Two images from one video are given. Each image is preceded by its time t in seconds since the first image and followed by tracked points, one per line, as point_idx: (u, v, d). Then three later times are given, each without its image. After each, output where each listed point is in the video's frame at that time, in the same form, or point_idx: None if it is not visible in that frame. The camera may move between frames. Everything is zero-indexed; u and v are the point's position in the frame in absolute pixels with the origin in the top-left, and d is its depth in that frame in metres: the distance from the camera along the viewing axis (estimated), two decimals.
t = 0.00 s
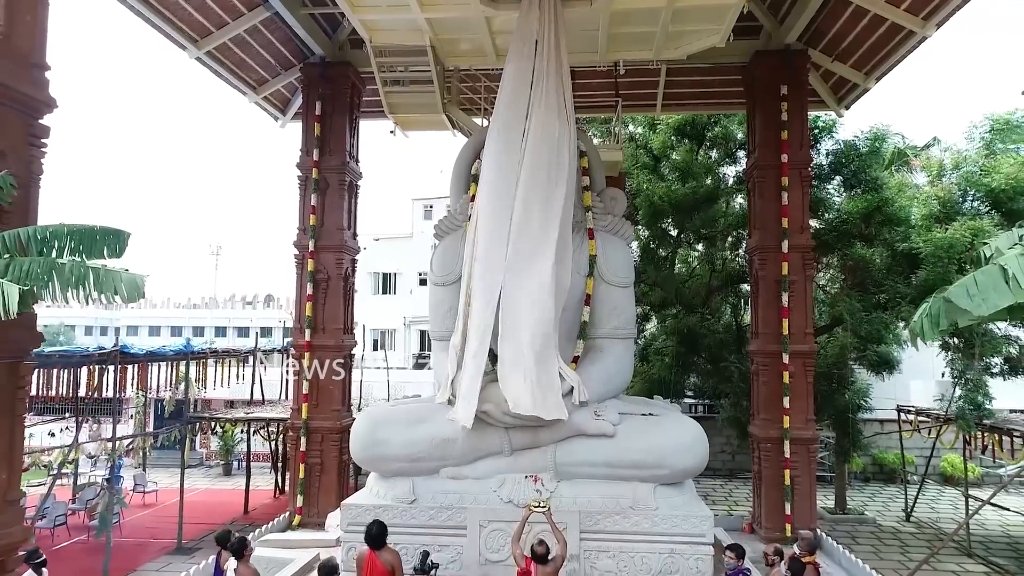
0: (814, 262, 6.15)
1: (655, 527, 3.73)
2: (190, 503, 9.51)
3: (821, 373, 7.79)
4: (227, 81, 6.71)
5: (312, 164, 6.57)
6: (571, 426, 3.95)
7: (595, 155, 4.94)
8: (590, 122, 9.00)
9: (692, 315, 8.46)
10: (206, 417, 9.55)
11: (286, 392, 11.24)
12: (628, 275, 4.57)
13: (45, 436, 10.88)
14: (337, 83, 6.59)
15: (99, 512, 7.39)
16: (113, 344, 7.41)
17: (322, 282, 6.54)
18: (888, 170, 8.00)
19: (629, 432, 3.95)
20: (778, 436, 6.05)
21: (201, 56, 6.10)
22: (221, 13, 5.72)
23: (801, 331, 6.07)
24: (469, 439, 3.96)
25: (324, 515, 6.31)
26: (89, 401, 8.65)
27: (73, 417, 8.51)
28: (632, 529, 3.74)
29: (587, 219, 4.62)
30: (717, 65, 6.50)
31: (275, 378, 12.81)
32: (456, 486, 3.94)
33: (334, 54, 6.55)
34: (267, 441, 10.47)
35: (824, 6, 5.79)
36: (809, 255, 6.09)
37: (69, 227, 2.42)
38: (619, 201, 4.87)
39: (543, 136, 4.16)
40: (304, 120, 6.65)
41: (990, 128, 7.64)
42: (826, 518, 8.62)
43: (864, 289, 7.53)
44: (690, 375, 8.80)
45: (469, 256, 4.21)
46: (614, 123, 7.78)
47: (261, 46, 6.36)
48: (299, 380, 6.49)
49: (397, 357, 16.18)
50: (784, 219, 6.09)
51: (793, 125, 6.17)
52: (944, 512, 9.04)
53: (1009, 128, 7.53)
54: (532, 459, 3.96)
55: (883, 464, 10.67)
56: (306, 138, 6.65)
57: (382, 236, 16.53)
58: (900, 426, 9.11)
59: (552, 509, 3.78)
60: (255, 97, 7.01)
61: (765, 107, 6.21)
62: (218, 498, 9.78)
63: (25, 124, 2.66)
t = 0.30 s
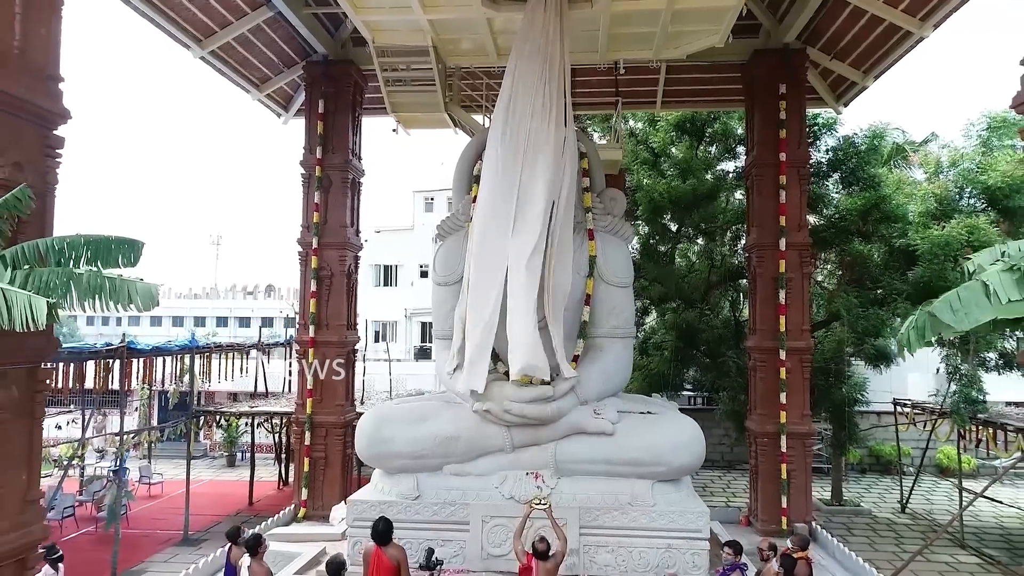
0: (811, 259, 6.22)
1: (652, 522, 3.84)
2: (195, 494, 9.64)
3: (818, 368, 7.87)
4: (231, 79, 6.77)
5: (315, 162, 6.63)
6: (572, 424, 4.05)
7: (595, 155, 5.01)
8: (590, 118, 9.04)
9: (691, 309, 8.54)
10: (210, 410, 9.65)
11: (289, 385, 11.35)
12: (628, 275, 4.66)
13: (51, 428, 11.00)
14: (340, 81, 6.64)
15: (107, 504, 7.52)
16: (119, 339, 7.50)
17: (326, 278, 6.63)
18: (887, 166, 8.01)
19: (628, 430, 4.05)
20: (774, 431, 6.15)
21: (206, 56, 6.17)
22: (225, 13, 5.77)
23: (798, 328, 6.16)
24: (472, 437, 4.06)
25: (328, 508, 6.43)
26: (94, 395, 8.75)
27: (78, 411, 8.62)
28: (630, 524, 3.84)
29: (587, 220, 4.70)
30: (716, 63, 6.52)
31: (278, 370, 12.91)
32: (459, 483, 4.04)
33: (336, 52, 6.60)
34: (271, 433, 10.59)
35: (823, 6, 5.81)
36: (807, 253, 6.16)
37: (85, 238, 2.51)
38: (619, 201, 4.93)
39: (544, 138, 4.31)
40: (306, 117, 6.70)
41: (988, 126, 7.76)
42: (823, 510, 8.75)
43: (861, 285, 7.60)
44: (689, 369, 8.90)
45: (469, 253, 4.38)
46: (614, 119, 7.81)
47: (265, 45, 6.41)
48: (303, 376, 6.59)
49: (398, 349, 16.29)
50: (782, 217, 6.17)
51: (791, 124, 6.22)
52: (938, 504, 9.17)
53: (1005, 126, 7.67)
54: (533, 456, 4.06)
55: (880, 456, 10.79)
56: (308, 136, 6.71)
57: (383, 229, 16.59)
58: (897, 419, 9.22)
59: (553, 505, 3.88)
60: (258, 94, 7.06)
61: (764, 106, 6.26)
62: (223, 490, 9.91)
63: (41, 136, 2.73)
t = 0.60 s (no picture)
0: (809, 257, 6.30)
1: (651, 519, 3.94)
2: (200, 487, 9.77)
3: (814, 363, 7.95)
4: (235, 79, 6.82)
5: (318, 161, 6.68)
6: (572, 423, 4.15)
7: (594, 157, 5.07)
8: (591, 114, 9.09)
9: (690, 305, 8.62)
10: (214, 404, 9.76)
11: (292, 379, 11.45)
12: (627, 275, 4.75)
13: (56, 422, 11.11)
14: (342, 80, 6.69)
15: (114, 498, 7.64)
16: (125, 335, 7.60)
17: (329, 276, 6.71)
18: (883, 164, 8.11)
19: (628, 429, 4.15)
20: (771, 426, 6.26)
21: (210, 56, 6.22)
22: (229, 13, 5.83)
23: (795, 325, 6.25)
24: (474, 436, 4.16)
25: (333, 502, 6.54)
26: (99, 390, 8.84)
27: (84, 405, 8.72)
28: (629, 521, 3.95)
29: (587, 222, 4.78)
30: (714, 63, 6.57)
31: (281, 364, 13.02)
32: (462, 480, 4.14)
33: (338, 51, 6.65)
34: (275, 426, 10.70)
35: (821, 6, 5.85)
36: (804, 252, 6.24)
37: (101, 248, 2.59)
38: (618, 202, 4.99)
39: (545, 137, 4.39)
40: (309, 116, 6.76)
41: (984, 124, 7.65)
42: (820, 503, 8.87)
43: (858, 282, 7.69)
44: (688, 364, 9.00)
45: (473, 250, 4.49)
46: (615, 117, 7.86)
47: (268, 44, 6.46)
48: (307, 372, 6.68)
49: (400, 342, 16.41)
50: (780, 216, 6.23)
51: (789, 124, 6.27)
52: (934, 497, 9.29)
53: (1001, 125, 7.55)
54: (534, 454, 4.16)
55: (877, 448, 10.91)
56: (311, 135, 6.76)
57: (385, 222, 16.66)
58: (893, 413, 9.33)
59: (553, 502, 3.98)
60: (261, 93, 7.11)
61: (763, 105, 6.31)
62: (227, 483, 10.03)
63: (56, 147, 2.81)
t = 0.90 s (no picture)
0: (806, 256, 6.38)
1: (648, 516, 4.04)
2: (205, 481, 9.89)
3: (811, 360, 7.99)
4: (238, 79, 6.88)
5: (321, 161, 6.75)
6: (572, 422, 4.24)
7: (594, 160, 5.15)
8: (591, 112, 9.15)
9: (688, 302, 8.71)
10: (218, 400, 9.86)
11: (295, 374, 11.56)
12: (626, 277, 4.84)
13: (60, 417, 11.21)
14: (345, 81, 6.74)
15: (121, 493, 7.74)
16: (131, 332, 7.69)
17: (332, 275, 6.79)
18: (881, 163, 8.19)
19: (626, 428, 4.24)
20: (767, 423, 6.36)
21: (214, 57, 6.28)
22: (233, 16, 5.88)
23: (792, 324, 6.33)
24: (476, 435, 4.26)
25: (337, 497, 6.65)
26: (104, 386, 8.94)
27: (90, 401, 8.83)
28: (627, 518, 4.05)
29: (587, 224, 4.86)
30: (713, 64, 6.64)
31: (283, 359, 13.13)
32: (464, 478, 4.24)
33: (341, 52, 6.71)
34: (278, 421, 10.82)
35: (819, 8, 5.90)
36: (802, 251, 6.32)
37: (115, 257, 2.67)
38: (617, 204, 5.08)
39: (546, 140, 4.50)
40: (312, 117, 6.82)
41: (981, 124, 7.81)
42: (816, 497, 8.99)
43: (856, 279, 7.77)
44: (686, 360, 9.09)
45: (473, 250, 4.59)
46: (615, 116, 7.91)
47: (271, 45, 6.52)
48: (311, 370, 6.78)
49: (401, 337, 16.51)
50: (777, 215, 6.29)
51: (786, 124, 6.32)
52: (929, 491, 9.41)
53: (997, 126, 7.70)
54: (534, 452, 4.25)
55: (874, 443, 11.03)
56: (313, 135, 6.82)
57: (386, 217, 16.74)
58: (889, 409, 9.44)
59: (553, 499, 4.08)
60: (264, 93, 7.17)
61: (760, 105, 6.38)
62: (231, 477, 10.15)
63: (70, 157, 2.89)
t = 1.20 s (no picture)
0: (803, 257, 6.46)
1: (646, 514, 4.15)
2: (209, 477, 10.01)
3: (809, 359, 8.07)
4: (242, 81, 6.95)
5: (325, 163, 6.83)
6: (572, 423, 4.35)
7: (594, 165, 5.25)
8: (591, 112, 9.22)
9: (687, 301, 8.79)
10: (222, 397, 9.98)
11: (298, 370, 11.67)
12: (625, 280, 4.95)
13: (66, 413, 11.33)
14: (348, 83, 6.82)
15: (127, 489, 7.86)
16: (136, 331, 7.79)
17: (336, 275, 6.88)
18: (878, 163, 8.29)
19: (625, 429, 4.35)
20: (764, 422, 6.47)
21: (219, 61, 6.35)
22: (238, 20, 5.96)
23: (789, 324, 6.41)
24: (478, 435, 4.37)
25: (341, 493, 6.77)
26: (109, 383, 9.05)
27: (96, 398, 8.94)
28: (626, 516, 4.16)
29: (587, 228, 4.95)
30: (713, 66, 6.70)
31: (286, 356, 13.24)
32: (467, 477, 4.36)
33: (344, 54, 6.78)
34: (281, 418, 10.93)
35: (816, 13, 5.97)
36: (799, 252, 6.40)
37: (133, 269, 2.78)
38: (616, 208, 5.18)
39: (546, 144, 4.66)
40: (315, 119, 6.90)
41: (977, 125, 7.98)
42: (813, 493, 9.11)
43: (853, 278, 7.87)
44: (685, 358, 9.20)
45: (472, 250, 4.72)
46: (615, 117, 7.98)
47: (275, 48, 6.60)
48: (316, 369, 6.88)
49: (403, 333, 16.63)
50: (775, 217, 6.38)
51: (784, 127, 6.39)
52: (925, 486, 9.53)
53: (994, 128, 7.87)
54: (535, 452, 4.36)
55: (871, 439, 11.15)
56: (317, 137, 6.90)
57: (387, 213, 16.83)
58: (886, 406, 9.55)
59: (554, 498, 4.19)
60: (268, 95, 7.24)
61: (758, 108, 6.48)
62: (236, 472, 10.27)
63: (86, 170, 2.98)
